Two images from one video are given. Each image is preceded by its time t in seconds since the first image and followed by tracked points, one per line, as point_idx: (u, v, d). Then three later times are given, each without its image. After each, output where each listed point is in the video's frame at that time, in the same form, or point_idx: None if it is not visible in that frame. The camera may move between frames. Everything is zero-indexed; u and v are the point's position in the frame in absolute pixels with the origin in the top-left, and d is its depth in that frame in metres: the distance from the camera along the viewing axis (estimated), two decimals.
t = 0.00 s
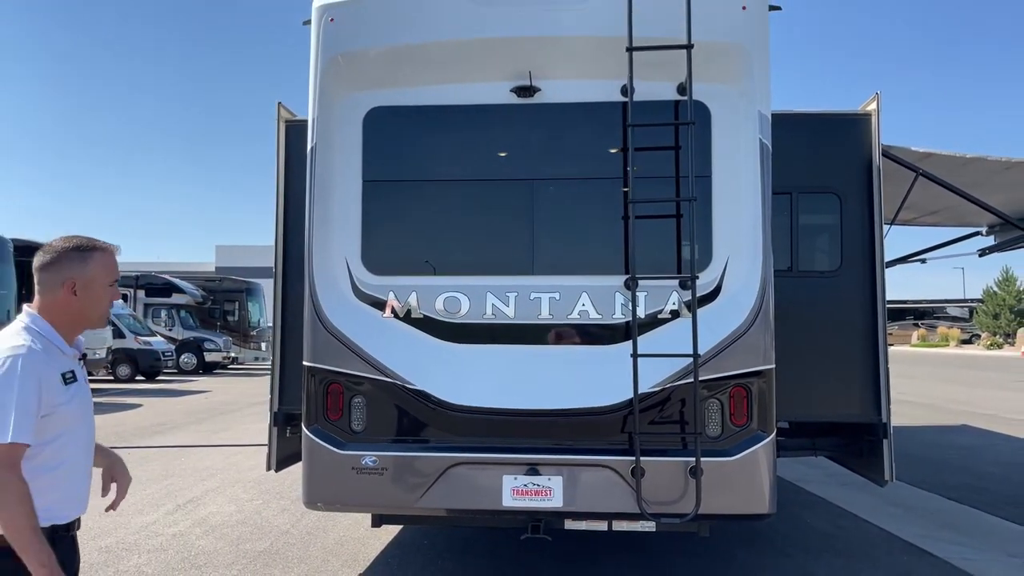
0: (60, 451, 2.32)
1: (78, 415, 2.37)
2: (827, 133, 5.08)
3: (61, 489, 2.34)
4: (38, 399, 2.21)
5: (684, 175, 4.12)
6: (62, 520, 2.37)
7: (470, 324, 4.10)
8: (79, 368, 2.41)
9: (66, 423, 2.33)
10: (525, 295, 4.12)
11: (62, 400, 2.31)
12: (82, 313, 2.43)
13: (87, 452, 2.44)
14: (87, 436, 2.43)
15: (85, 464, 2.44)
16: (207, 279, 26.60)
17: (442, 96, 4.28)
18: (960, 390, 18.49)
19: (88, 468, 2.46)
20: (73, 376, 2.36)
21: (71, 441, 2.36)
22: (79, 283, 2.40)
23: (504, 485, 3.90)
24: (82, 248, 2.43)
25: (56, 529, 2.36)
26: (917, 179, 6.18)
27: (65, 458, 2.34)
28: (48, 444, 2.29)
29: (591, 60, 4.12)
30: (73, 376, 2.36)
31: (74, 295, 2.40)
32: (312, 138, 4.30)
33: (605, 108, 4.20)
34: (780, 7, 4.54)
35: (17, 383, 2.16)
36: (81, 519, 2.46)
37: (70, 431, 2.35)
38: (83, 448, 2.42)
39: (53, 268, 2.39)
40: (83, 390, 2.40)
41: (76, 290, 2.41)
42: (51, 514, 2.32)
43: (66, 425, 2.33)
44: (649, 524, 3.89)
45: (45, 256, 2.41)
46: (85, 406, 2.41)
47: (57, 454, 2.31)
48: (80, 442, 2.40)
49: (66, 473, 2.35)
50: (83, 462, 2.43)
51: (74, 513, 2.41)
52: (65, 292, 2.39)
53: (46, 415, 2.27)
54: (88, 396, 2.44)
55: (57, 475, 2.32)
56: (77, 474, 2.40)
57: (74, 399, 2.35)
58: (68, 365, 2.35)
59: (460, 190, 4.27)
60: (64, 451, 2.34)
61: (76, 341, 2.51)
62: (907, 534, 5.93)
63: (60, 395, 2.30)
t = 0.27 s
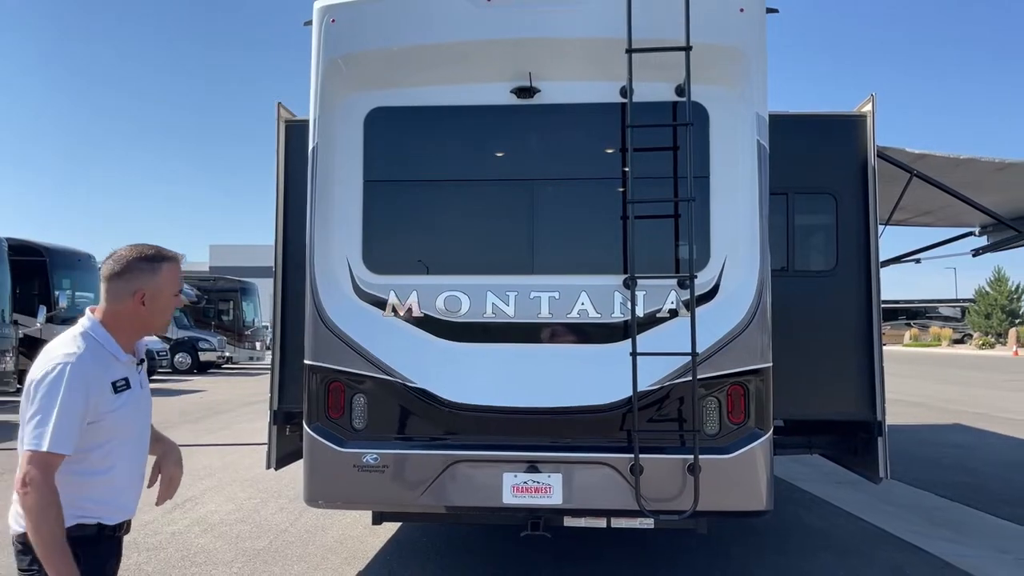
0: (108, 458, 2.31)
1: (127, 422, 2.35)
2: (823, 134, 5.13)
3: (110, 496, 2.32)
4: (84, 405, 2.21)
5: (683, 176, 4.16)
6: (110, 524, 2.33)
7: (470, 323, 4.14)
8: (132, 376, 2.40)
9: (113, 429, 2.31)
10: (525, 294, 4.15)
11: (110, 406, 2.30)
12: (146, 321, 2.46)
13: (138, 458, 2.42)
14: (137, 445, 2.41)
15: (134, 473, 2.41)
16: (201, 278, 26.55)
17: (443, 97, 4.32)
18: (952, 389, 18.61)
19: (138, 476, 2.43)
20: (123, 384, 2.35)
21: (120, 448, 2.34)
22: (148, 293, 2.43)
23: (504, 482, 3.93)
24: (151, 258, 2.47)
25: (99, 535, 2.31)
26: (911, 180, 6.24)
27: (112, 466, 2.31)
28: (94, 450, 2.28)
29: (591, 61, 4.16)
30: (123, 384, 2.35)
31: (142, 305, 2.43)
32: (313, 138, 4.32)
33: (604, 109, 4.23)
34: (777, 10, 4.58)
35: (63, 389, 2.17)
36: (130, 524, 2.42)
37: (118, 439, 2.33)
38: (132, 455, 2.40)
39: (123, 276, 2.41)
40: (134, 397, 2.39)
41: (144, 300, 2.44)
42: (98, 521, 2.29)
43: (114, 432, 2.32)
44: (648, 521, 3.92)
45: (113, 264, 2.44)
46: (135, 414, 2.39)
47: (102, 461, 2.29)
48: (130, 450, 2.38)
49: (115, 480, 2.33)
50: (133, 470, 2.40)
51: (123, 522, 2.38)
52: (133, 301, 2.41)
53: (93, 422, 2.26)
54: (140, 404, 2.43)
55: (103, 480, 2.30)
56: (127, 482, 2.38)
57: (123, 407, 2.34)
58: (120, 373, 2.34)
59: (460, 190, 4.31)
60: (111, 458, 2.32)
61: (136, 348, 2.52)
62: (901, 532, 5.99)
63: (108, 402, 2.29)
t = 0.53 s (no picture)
0: (189, 471, 2.21)
1: (206, 434, 2.25)
2: (818, 135, 5.18)
3: (188, 510, 2.21)
4: (165, 418, 2.11)
5: (680, 177, 4.20)
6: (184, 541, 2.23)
7: (470, 322, 4.18)
8: (213, 386, 2.29)
9: (193, 441, 2.21)
10: (524, 293, 4.19)
11: (192, 418, 2.20)
12: (231, 330, 2.35)
13: (216, 470, 2.31)
14: (215, 457, 2.31)
15: (212, 485, 2.30)
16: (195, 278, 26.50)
17: (443, 98, 4.35)
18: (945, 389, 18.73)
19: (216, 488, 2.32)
20: (205, 396, 2.24)
21: (201, 461, 2.24)
22: (236, 301, 2.32)
23: (504, 480, 3.97)
24: (241, 264, 2.35)
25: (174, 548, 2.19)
26: (905, 181, 6.30)
27: (192, 479, 2.22)
28: (175, 463, 2.18)
29: (590, 63, 4.20)
30: (205, 395, 2.25)
31: (229, 312, 2.32)
32: (314, 138, 4.35)
33: (602, 111, 4.28)
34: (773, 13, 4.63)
35: (145, 401, 2.08)
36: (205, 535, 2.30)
37: (198, 451, 2.23)
38: (211, 466, 2.29)
39: (213, 283, 2.30)
40: (214, 408, 2.29)
41: (232, 308, 2.33)
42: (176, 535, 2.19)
43: (195, 445, 2.22)
44: (646, 517, 3.96)
45: (203, 268, 2.32)
46: (215, 425, 2.29)
47: (182, 474, 2.19)
48: (209, 462, 2.27)
49: (194, 493, 2.22)
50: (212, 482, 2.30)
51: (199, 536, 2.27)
52: (220, 307, 2.30)
53: (175, 434, 2.17)
54: (220, 415, 2.34)
55: (181, 495, 2.20)
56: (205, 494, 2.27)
57: (204, 419, 2.24)
58: (201, 384, 2.24)
59: (460, 190, 4.34)
60: (191, 471, 2.22)
61: (215, 355, 2.42)
62: (896, 529, 6.05)
63: (190, 414, 2.20)
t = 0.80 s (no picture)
0: (274, 459, 2.18)
1: (290, 421, 2.22)
2: (813, 136, 5.24)
3: (270, 497, 2.20)
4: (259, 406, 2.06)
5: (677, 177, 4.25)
6: (266, 525, 2.22)
7: (469, 321, 4.22)
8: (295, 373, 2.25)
9: (279, 429, 2.18)
10: (522, 293, 4.24)
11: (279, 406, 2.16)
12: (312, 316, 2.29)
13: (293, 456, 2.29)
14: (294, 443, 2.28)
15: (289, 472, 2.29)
16: (190, 277, 26.46)
17: (441, 99, 4.39)
18: (938, 388, 18.85)
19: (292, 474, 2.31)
20: (289, 383, 2.20)
21: (283, 448, 2.21)
22: (319, 287, 2.26)
23: (503, 477, 4.01)
24: (325, 249, 2.29)
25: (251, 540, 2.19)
26: (898, 181, 6.37)
27: (275, 466, 2.19)
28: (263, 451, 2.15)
29: (588, 65, 4.25)
30: (289, 382, 2.20)
31: (313, 298, 2.26)
32: (314, 139, 4.38)
33: (600, 112, 4.32)
34: (768, 16, 4.68)
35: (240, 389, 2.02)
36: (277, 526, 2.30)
37: (282, 439, 2.20)
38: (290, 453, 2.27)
39: (298, 268, 2.24)
40: (295, 395, 2.25)
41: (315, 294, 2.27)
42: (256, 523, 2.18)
43: (280, 433, 2.18)
44: (642, 515, 4.01)
45: (285, 254, 2.26)
46: (296, 412, 2.26)
47: (267, 462, 2.16)
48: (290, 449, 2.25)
49: (276, 480, 2.21)
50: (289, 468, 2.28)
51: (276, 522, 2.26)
52: (304, 293, 2.24)
53: (264, 422, 2.12)
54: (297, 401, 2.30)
55: (266, 483, 2.18)
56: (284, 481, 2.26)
57: (289, 407, 2.20)
58: (287, 371, 2.19)
59: (459, 191, 4.38)
60: (275, 458, 2.19)
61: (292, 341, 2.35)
62: (889, 526, 6.12)
63: (279, 402, 2.15)
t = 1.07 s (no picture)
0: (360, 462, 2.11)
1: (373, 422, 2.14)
2: (807, 137, 5.29)
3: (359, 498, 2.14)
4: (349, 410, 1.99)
5: (672, 178, 4.30)
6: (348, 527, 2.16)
7: (466, 321, 4.25)
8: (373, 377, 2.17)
9: (365, 432, 2.11)
10: (519, 293, 4.28)
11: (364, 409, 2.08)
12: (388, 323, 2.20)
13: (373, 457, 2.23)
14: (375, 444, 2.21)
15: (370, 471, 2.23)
16: (186, 276, 26.43)
17: (439, 100, 4.43)
18: (931, 386, 18.94)
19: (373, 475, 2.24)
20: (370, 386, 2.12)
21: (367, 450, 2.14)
22: (395, 292, 2.17)
23: (500, 475, 4.05)
24: (398, 253, 2.20)
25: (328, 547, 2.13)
26: (891, 182, 6.43)
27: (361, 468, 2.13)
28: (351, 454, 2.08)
29: (584, 67, 4.29)
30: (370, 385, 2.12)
31: (388, 303, 2.17)
32: (313, 139, 4.41)
33: (596, 113, 4.37)
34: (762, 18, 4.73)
35: (331, 394, 1.94)
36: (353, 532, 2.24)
37: (367, 441, 2.13)
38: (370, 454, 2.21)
39: (374, 273, 2.14)
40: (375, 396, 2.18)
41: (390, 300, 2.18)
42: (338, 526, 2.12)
43: (365, 435, 2.11)
44: (638, 512, 4.04)
45: (360, 260, 2.16)
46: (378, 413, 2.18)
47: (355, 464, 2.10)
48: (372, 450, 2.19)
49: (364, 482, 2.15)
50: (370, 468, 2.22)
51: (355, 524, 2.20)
52: (381, 299, 2.15)
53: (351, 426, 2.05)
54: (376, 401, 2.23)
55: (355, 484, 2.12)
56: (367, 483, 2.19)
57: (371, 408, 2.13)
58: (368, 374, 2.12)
59: (457, 191, 4.42)
60: (362, 460, 2.12)
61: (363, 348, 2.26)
62: (883, 524, 6.18)
63: (363, 405, 2.08)
